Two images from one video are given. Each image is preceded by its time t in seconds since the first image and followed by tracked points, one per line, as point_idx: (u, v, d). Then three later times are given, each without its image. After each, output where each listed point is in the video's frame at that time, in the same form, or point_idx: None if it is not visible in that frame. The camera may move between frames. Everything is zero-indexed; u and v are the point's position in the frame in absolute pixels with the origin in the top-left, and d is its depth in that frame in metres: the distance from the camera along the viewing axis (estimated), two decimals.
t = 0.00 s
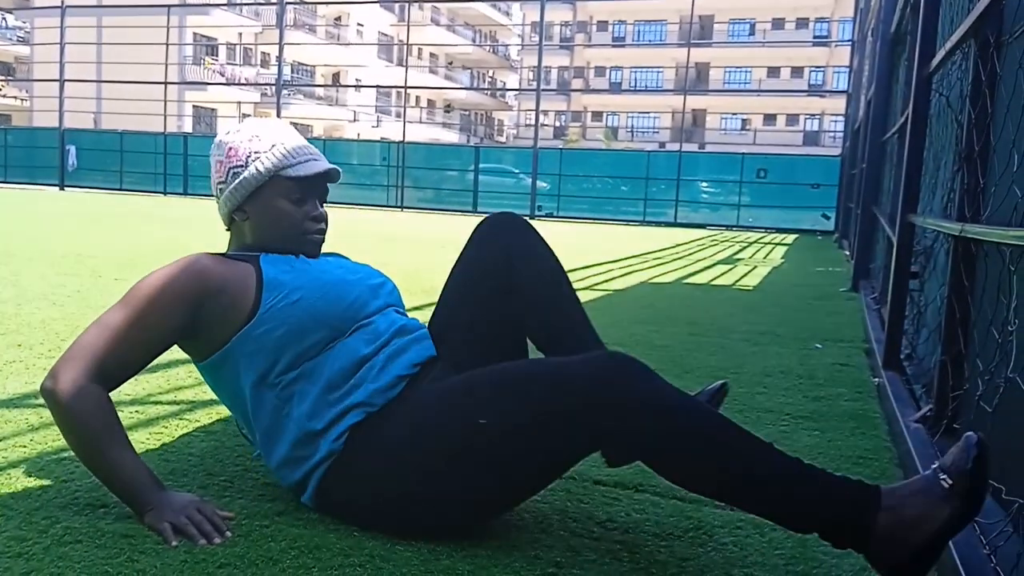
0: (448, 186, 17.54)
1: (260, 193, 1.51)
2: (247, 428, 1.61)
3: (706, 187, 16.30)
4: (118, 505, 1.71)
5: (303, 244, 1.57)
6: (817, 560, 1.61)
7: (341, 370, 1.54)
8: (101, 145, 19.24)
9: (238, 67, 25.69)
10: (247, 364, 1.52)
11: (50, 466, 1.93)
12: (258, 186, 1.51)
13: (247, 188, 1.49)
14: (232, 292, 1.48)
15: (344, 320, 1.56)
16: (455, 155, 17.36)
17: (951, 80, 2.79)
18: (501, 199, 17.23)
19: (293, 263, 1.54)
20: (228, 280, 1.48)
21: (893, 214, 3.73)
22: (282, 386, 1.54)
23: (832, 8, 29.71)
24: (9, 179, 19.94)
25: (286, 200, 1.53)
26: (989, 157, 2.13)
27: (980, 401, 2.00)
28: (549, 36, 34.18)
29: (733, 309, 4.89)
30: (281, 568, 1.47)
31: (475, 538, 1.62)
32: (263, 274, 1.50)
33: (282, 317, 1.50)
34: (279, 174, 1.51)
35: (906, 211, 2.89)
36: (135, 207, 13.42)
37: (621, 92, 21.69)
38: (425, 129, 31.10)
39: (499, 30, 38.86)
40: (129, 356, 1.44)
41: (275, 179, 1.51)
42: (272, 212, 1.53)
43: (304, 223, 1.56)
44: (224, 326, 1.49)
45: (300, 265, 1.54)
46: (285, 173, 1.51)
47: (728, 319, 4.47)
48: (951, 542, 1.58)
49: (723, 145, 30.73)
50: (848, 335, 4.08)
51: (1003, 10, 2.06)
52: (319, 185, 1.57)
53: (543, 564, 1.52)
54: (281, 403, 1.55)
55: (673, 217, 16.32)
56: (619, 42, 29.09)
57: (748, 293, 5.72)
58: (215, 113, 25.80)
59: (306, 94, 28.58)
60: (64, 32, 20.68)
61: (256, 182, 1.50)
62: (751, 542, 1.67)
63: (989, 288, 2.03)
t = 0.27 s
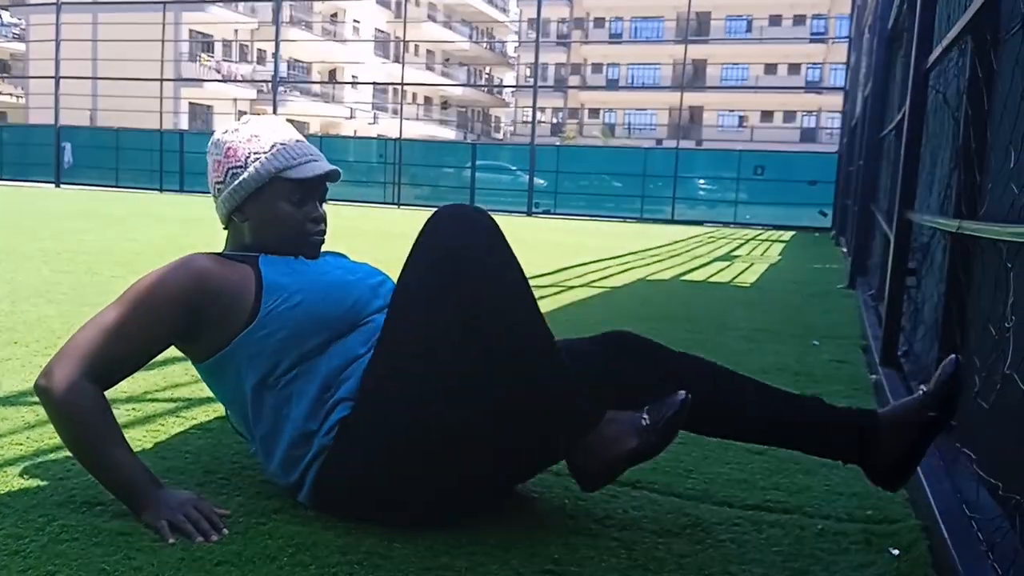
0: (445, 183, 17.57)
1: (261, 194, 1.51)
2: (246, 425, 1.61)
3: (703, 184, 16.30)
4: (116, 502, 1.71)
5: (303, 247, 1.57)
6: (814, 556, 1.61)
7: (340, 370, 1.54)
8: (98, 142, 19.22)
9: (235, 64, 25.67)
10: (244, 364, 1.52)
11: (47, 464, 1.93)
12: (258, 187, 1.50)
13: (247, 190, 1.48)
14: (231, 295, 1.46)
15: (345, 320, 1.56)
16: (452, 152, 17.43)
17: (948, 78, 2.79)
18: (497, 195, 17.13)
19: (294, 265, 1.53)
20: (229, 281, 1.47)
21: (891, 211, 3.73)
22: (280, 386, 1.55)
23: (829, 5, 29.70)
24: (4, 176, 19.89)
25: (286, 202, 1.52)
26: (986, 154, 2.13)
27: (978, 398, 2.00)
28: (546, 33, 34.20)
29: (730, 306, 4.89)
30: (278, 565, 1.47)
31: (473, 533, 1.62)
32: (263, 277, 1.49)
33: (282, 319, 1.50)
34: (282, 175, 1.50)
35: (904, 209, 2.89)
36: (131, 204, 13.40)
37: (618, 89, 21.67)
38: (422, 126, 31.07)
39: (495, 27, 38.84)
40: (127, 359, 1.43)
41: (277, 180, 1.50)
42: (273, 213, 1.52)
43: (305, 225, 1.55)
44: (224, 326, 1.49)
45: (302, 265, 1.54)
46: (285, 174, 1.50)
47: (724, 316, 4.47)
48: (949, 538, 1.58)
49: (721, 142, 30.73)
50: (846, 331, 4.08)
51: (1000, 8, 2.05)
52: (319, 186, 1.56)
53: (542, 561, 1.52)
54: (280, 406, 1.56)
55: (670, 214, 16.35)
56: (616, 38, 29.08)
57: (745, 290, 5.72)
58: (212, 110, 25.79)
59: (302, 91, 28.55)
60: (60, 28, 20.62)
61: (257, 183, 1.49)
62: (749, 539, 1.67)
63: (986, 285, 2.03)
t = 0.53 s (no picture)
0: (444, 182, 17.54)
1: (254, 189, 1.51)
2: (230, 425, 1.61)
3: (703, 182, 16.28)
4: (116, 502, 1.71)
5: (296, 241, 1.57)
6: (815, 555, 1.61)
7: (328, 366, 1.55)
8: (97, 140, 19.20)
9: (235, 63, 25.66)
10: (233, 362, 1.53)
11: (47, 463, 1.93)
12: (252, 182, 1.50)
13: (241, 185, 1.49)
14: (219, 286, 1.47)
15: (332, 317, 1.56)
16: (452, 151, 17.39)
17: (948, 76, 2.79)
18: (498, 194, 17.17)
19: (282, 258, 1.53)
20: (217, 275, 1.47)
21: (891, 210, 3.72)
22: (266, 383, 1.55)
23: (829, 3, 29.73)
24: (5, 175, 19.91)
25: (279, 196, 1.53)
26: (986, 152, 2.13)
27: (977, 396, 2.01)
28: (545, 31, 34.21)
29: (730, 304, 4.89)
30: (279, 563, 1.47)
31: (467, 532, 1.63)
32: (250, 272, 1.49)
33: (271, 313, 1.50)
34: (275, 169, 1.50)
35: (903, 207, 2.89)
36: (130, 203, 13.40)
37: (618, 87, 21.67)
38: (421, 125, 31.08)
39: (495, 26, 38.82)
40: (120, 357, 1.43)
41: (271, 175, 1.51)
42: (266, 208, 1.53)
43: (298, 220, 1.56)
44: (212, 321, 1.49)
45: (290, 259, 1.54)
46: (279, 170, 1.51)
47: (723, 314, 4.48)
48: (949, 536, 1.58)
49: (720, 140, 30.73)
50: (845, 330, 4.08)
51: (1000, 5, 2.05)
52: (314, 181, 1.56)
53: (541, 559, 1.53)
54: (265, 404, 1.56)
55: (670, 212, 16.38)
56: (616, 37, 29.09)
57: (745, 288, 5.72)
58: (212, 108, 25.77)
59: (302, 89, 28.56)
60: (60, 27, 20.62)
61: (250, 177, 1.50)
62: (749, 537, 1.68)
63: (986, 283, 2.03)
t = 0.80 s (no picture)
0: (445, 182, 17.52)
1: (250, 195, 1.52)
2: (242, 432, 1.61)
3: (704, 183, 16.28)
4: (116, 502, 1.71)
5: (293, 248, 1.58)
6: (815, 555, 1.61)
7: (336, 370, 1.54)
8: (98, 140, 19.19)
9: (235, 63, 25.64)
10: (239, 365, 1.52)
11: (47, 463, 1.93)
12: (247, 190, 1.51)
13: (237, 192, 1.50)
14: (221, 293, 1.48)
15: (337, 320, 1.56)
16: (453, 150, 17.38)
17: (949, 79, 2.79)
18: (499, 194, 17.21)
19: (281, 264, 1.54)
20: (217, 281, 1.48)
21: (891, 211, 3.73)
22: (275, 390, 1.55)
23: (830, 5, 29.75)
24: (5, 174, 19.90)
25: (275, 202, 1.54)
26: (987, 154, 2.13)
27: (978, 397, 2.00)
28: (546, 32, 34.22)
29: (730, 305, 4.89)
30: (280, 563, 1.47)
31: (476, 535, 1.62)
32: (251, 276, 1.51)
33: (274, 317, 1.50)
34: (270, 174, 1.51)
35: (904, 208, 2.89)
36: (131, 203, 13.40)
37: (619, 88, 21.67)
38: (422, 125, 31.08)
39: (496, 26, 38.82)
40: (119, 364, 1.45)
41: (265, 181, 1.52)
42: (262, 215, 1.54)
43: (294, 226, 1.56)
44: (214, 327, 1.50)
45: (290, 265, 1.55)
46: (274, 176, 1.52)
47: (724, 315, 4.47)
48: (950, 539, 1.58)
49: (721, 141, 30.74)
50: (846, 330, 4.09)
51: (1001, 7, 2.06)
52: (308, 185, 1.57)
53: (541, 559, 1.53)
54: (277, 408, 1.56)
55: (671, 213, 16.39)
56: (616, 37, 29.08)
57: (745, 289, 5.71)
58: (213, 109, 25.71)
59: (302, 89, 28.57)
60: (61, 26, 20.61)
61: (245, 185, 1.51)
62: (751, 539, 1.67)
63: (987, 284, 2.03)
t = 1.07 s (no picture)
0: (446, 181, 17.52)
1: (254, 194, 1.51)
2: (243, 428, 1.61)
3: (706, 182, 16.25)
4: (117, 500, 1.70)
5: (298, 247, 1.57)
6: (818, 556, 1.60)
7: (334, 367, 1.53)
8: (100, 139, 19.19)
9: (237, 62, 25.62)
10: (240, 363, 1.52)
11: (48, 462, 1.92)
12: (251, 189, 1.50)
13: (241, 192, 1.49)
14: (225, 290, 1.47)
15: (338, 320, 1.55)
16: (454, 150, 17.38)
17: (952, 77, 2.78)
18: (501, 194, 17.19)
19: (287, 262, 1.53)
20: (220, 278, 1.47)
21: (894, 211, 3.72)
22: (274, 384, 1.54)
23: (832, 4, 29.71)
24: (7, 173, 19.89)
25: (279, 202, 1.53)
26: (990, 153, 2.12)
27: (981, 398, 2.00)
28: (548, 31, 34.21)
29: (732, 304, 4.88)
30: (280, 563, 1.47)
31: (472, 531, 1.62)
32: (256, 273, 1.50)
33: (275, 314, 1.50)
34: (274, 175, 1.50)
35: (907, 208, 2.88)
36: (132, 201, 13.39)
37: (621, 87, 21.64)
38: (423, 124, 31.07)
39: (497, 26, 38.80)
40: (122, 362, 1.45)
41: (270, 181, 1.50)
42: (266, 214, 1.53)
43: (298, 225, 1.55)
44: (217, 323, 1.49)
45: (296, 263, 1.54)
46: (278, 176, 1.50)
47: (725, 314, 4.46)
48: (951, 537, 1.58)
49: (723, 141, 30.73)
50: (848, 330, 4.08)
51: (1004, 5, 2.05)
52: (314, 185, 1.56)
53: (542, 560, 1.52)
54: (276, 404, 1.56)
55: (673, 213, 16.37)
56: (618, 37, 29.05)
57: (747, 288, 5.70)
58: (214, 108, 25.68)
59: (303, 88, 28.53)
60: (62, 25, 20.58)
61: (249, 185, 1.50)
62: (753, 539, 1.67)
63: (989, 285, 2.02)
